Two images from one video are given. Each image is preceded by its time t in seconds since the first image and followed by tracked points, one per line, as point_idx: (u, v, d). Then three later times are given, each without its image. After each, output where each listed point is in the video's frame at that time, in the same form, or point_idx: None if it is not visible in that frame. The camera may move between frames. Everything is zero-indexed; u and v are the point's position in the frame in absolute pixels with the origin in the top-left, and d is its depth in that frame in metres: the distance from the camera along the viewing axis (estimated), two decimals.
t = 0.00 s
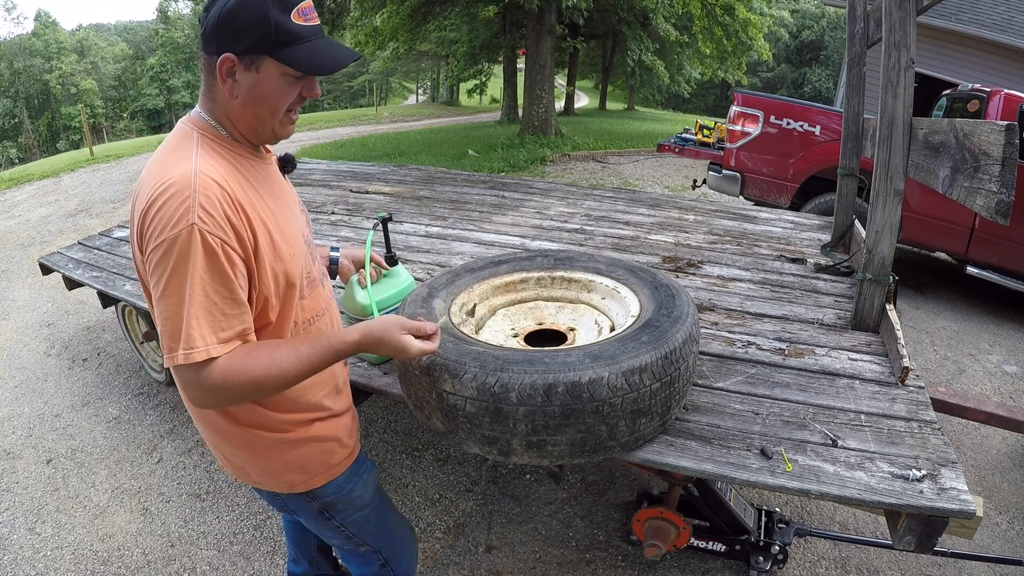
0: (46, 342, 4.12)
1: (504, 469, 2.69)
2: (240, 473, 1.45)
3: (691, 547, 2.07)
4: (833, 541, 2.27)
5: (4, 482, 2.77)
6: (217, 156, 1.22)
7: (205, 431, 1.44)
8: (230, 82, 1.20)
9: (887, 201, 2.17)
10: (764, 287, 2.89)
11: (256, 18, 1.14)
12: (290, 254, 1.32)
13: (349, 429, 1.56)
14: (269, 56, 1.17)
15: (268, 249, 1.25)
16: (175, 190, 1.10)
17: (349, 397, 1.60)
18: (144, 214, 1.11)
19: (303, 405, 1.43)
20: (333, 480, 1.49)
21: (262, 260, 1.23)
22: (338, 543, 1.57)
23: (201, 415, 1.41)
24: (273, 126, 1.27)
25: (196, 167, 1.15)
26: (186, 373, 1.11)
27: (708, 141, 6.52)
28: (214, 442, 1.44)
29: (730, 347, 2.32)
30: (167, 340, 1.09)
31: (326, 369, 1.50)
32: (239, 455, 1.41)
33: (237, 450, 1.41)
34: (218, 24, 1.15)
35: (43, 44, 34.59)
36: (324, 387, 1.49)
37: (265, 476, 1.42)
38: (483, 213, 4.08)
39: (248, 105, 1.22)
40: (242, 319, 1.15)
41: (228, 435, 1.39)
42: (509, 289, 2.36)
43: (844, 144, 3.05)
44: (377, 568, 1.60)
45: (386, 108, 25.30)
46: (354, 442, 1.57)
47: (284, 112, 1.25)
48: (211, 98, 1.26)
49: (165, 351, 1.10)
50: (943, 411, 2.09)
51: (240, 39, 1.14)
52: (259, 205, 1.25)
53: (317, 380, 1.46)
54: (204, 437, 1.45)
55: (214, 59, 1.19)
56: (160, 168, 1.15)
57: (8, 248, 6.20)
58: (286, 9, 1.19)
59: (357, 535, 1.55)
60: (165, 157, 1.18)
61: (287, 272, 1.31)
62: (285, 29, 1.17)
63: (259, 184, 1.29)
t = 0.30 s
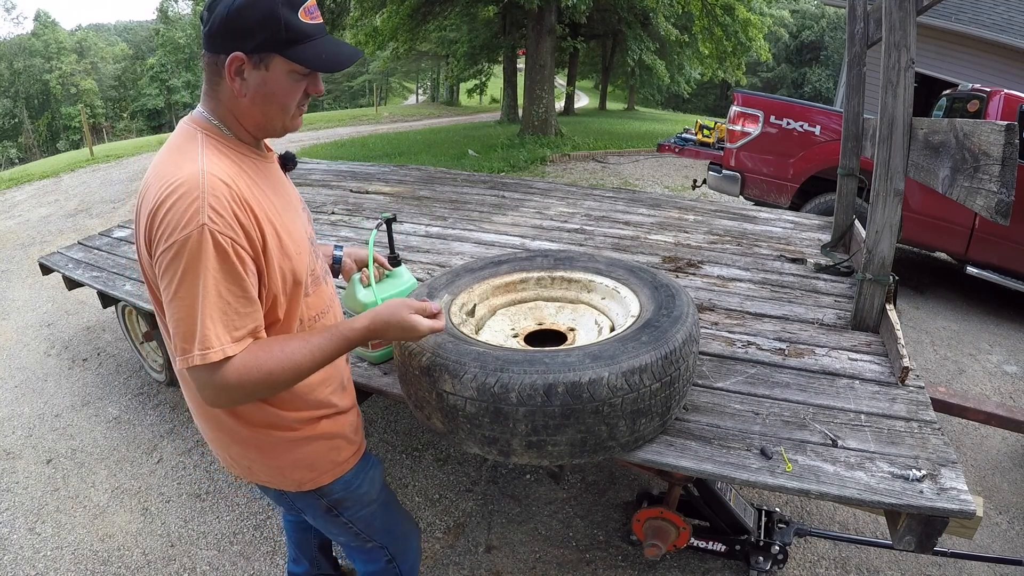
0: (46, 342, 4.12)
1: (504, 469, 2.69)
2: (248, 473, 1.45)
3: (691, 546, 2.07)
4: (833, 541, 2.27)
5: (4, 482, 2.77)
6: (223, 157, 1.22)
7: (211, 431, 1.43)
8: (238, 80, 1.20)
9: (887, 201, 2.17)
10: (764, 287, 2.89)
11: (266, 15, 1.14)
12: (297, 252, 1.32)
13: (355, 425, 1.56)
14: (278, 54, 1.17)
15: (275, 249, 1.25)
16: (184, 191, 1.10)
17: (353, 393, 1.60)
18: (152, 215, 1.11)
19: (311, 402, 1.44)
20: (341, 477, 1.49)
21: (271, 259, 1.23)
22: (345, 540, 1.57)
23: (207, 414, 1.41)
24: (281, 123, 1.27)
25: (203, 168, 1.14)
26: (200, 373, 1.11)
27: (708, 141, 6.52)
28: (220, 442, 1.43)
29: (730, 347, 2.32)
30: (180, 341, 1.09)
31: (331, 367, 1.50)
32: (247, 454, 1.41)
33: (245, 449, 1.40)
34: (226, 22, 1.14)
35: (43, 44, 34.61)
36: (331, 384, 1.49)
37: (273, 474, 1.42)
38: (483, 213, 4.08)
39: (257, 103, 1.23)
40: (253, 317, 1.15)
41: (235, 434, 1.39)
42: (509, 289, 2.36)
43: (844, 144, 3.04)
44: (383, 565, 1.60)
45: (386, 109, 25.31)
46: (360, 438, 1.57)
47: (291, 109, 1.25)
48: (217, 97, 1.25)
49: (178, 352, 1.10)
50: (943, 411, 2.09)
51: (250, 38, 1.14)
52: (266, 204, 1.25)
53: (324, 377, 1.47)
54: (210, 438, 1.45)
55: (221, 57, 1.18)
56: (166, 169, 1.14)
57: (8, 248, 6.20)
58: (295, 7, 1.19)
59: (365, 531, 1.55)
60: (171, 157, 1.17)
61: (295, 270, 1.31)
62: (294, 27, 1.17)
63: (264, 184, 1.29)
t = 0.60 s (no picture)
0: (46, 342, 4.12)
1: (504, 469, 2.69)
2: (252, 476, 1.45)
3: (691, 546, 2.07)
4: (833, 541, 2.27)
5: (4, 482, 2.77)
6: (222, 162, 1.21)
7: (215, 436, 1.43)
8: (260, 86, 1.21)
9: (887, 201, 2.17)
10: (764, 287, 2.89)
11: (298, 28, 1.19)
12: (296, 253, 1.32)
13: (357, 424, 1.56)
14: (305, 64, 1.21)
15: (278, 250, 1.25)
16: (186, 200, 1.09)
17: (354, 392, 1.60)
18: (155, 225, 1.10)
19: (314, 402, 1.44)
20: (345, 476, 1.49)
21: (273, 261, 1.23)
22: (347, 539, 1.57)
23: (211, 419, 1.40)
24: (285, 127, 1.31)
25: (202, 174, 1.14)
26: (216, 380, 1.11)
27: (708, 141, 6.52)
28: (225, 447, 1.43)
29: (730, 347, 2.32)
30: (195, 350, 1.09)
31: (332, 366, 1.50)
32: (253, 456, 1.41)
33: (250, 452, 1.41)
34: (259, 29, 1.15)
35: (43, 44, 34.61)
36: (332, 383, 1.49)
37: (280, 476, 1.42)
38: (483, 213, 4.08)
39: (272, 109, 1.25)
40: (263, 320, 1.15)
41: (240, 436, 1.39)
42: (509, 289, 2.36)
43: (844, 144, 3.04)
44: (385, 564, 1.60)
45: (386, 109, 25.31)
46: (363, 437, 1.57)
47: (298, 114, 1.30)
48: (223, 99, 1.24)
49: (192, 360, 1.10)
50: (943, 411, 2.09)
51: (284, 47, 1.18)
52: (265, 206, 1.26)
53: (326, 377, 1.47)
54: (213, 442, 1.45)
55: (242, 61, 1.18)
56: (165, 178, 1.13)
57: (8, 248, 6.20)
58: (318, 22, 1.25)
59: (368, 530, 1.55)
60: (166, 166, 1.16)
61: (295, 270, 1.31)
62: (318, 40, 1.23)
63: (262, 186, 1.29)
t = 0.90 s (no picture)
0: (46, 342, 4.12)
1: (504, 469, 2.69)
2: (249, 480, 1.45)
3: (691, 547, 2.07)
4: (833, 541, 2.27)
5: (4, 482, 2.77)
6: (222, 161, 1.21)
7: (210, 439, 1.42)
8: (257, 86, 1.21)
9: (887, 201, 2.17)
10: (764, 287, 2.89)
11: (294, 26, 1.19)
12: (295, 253, 1.32)
13: (353, 426, 1.56)
14: (303, 62, 1.21)
15: (277, 250, 1.25)
16: (188, 197, 1.09)
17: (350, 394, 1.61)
18: (155, 225, 1.10)
19: (313, 404, 1.44)
20: (344, 477, 1.49)
21: (273, 261, 1.23)
22: (347, 541, 1.57)
23: (206, 422, 1.40)
24: (285, 127, 1.31)
25: (203, 173, 1.14)
26: (218, 380, 1.11)
27: (708, 141, 6.52)
28: (221, 450, 1.42)
29: (730, 347, 2.32)
30: (196, 349, 1.09)
31: (329, 368, 1.51)
32: (250, 460, 1.41)
33: (248, 455, 1.40)
34: (255, 27, 1.15)
35: (43, 45, 34.61)
36: (331, 385, 1.50)
37: (278, 479, 1.42)
38: (483, 213, 4.08)
39: (272, 108, 1.25)
40: (264, 319, 1.15)
41: (237, 439, 1.39)
42: (509, 289, 2.36)
43: (844, 144, 3.04)
44: (384, 564, 1.60)
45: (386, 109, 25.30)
46: (360, 438, 1.57)
47: (298, 114, 1.30)
48: (220, 100, 1.24)
49: (194, 361, 1.10)
50: (943, 411, 2.09)
51: (280, 46, 1.18)
52: (264, 204, 1.26)
53: (324, 379, 1.48)
54: (209, 446, 1.44)
55: (240, 61, 1.18)
56: (164, 176, 1.13)
57: (8, 248, 6.20)
58: (314, 19, 1.25)
59: (367, 531, 1.55)
60: (166, 164, 1.16)
61: (294, 271, 1.31)
62: (315, 39, 1.23)
63: (260, 186, 1.29)
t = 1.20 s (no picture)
0: (46, 342, 4.12)
1: (504, 469, 2.69)
2: (244, 484, 1.45)
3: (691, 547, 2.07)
4: (833, 541, 2.27)
5: (4, 482, 2.77)
6: (213, 164, 1.21)
7: (204, 443, 1.42)
8: (240, 84, 1.20)
9: (887, 201, 2.17)
10: (764, 287, 2.89)
11: (272, 19, 1.17)
12: (289, 258, 1.32)
13: (349, 430, 1.56)
14: (283, 56, 1.18)
15: (270, 253, 1.25)
16: (180, 200, 1.09)
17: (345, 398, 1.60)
18: (147, 229, 1.10)
19: (308, 409, 1.44)
20: (339, 482, 1.49)
21: (266, 264, 1.23)
22: (344, 544, 1.57)
23: (201, 425, 1.40)
24: (278, 127, 1.28)
25: (195, 175, 1.14)
26: (214, 383, 1.11)
27: (708, 141, 6.52)
28: (214, 453, 1.42)
29: (731, 347, 2.32)
30: (191, 352, 1.08)
31: (325, 373, 1.51)
32: (245, 463, 1.41)
33: (242, 458, 1.40)
34: (230, 23, 1.15)
35: (43, 44, 34.59)
36: (327, 390, 1.50)
37: (272, 483, 1.42)
38: (483, 213, 4.08)
39: (257, 106, 1.23)
40: (260, 321, 1.15)
41: (232, 443, 1.39)
42: (509, 289, 2.36)
43: (844, 144, 3.04)
44: (382, 567, 1.60)
45: (385, 109, 25.30)
46: (356, 442, 1.57)
47: (290, 113, 1.26)
48: (210, 102, 1.25)
49: (189, 364, 1.09)
50: (943, 411, 2.09)
51: (257, 40, 1.16)
52: (257, 208, 1.26)
53: (321, 384, 1.48)
54: (204, 450, 1.44)
55: (221, 60, 1.18)
56: (156, 179, 1.13)
57: (8, 248, 6.20)
58: (298, 12, 1.22)
59: (363, 535, 1.55)
60: (157, 167, 1.16)
61: (288, 274, 1.31)
62: (298, 33, 1.19)
63: (253, 189, 1.29)
